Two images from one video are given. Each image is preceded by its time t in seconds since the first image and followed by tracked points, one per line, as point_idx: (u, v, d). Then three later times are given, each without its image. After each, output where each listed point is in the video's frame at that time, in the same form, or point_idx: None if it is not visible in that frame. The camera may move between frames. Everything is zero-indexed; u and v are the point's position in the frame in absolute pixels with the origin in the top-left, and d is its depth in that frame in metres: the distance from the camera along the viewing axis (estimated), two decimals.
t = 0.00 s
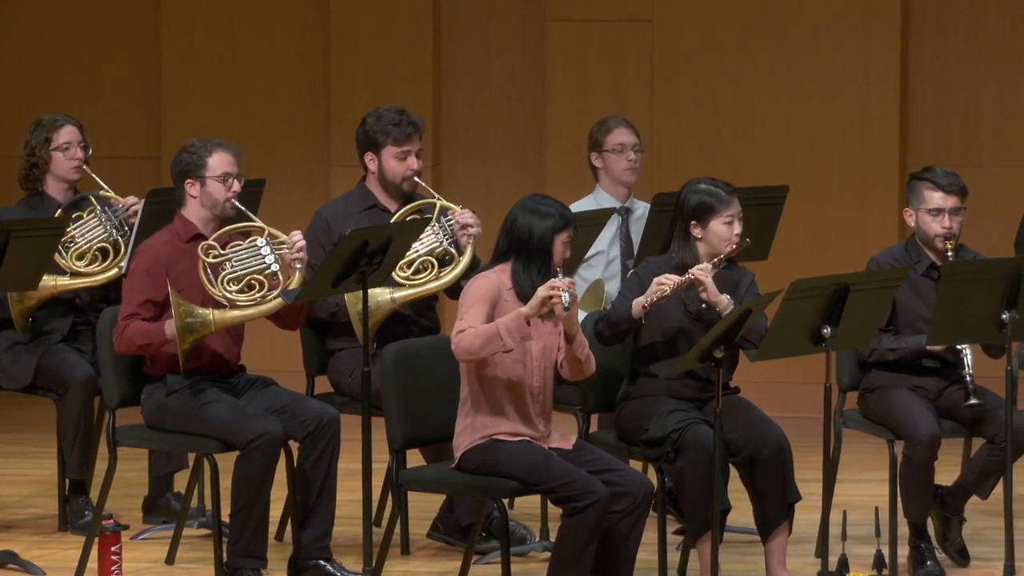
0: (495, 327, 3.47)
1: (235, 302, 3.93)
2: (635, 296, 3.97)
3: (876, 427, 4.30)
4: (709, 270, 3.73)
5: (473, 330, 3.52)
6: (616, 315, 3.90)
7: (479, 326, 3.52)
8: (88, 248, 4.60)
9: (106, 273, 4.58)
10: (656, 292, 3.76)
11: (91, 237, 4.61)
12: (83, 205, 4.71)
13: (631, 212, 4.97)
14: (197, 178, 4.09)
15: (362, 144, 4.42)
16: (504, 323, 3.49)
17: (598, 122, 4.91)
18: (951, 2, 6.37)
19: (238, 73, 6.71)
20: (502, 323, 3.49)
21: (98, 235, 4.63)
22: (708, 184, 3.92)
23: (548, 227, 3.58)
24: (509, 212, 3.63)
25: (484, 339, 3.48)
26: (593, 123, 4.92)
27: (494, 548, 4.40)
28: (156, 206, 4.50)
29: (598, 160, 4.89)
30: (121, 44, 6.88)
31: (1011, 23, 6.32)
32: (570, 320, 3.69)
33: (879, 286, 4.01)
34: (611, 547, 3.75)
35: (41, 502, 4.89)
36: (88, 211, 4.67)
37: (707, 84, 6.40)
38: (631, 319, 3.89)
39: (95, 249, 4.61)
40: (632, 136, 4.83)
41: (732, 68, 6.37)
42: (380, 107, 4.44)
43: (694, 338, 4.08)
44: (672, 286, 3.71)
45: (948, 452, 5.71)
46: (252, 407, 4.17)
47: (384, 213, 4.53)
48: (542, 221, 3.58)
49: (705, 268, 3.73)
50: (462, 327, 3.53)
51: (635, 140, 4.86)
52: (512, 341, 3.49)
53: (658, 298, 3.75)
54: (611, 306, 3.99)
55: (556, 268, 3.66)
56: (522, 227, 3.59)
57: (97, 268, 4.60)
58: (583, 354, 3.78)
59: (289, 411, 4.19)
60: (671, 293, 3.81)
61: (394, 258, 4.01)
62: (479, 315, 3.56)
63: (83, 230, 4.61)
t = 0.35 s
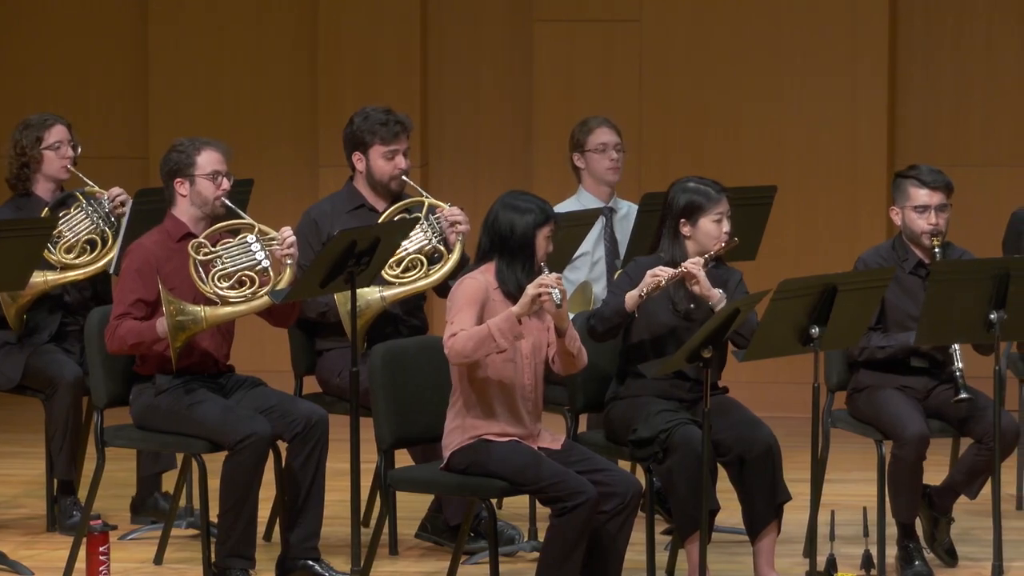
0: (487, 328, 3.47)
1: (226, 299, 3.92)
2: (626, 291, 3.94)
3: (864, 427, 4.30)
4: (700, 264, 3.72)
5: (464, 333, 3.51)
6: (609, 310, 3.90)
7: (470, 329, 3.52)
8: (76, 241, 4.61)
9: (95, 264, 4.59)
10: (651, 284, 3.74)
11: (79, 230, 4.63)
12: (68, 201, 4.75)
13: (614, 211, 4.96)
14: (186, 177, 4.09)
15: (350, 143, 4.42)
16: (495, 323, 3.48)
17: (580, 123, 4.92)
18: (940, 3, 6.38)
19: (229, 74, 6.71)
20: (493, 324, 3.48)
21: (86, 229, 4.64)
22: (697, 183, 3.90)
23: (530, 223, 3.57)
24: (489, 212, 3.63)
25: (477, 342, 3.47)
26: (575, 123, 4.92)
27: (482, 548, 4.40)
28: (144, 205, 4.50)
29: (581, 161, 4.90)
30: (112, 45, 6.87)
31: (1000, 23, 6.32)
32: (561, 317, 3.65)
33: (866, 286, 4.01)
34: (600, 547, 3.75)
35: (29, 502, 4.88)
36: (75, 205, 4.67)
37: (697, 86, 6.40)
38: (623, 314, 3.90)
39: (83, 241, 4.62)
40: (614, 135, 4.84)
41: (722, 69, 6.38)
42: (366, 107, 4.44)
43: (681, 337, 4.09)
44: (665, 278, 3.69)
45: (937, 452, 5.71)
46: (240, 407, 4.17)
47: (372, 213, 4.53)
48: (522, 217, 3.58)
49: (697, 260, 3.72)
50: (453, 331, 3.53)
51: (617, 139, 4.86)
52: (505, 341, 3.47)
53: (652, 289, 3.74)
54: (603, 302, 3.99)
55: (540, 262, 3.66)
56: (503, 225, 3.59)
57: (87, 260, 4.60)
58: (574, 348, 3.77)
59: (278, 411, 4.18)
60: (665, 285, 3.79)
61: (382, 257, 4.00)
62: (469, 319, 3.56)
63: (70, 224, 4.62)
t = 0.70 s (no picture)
0: (470, 333, 3.47)
1: (217, 301, 3.89)
2: (614, 287, 3.95)
3: (852, 427, 4.30)
4: (688, 254, 3.72)
5: (448, 337, 3.53)
6: (598, 304, 3.90)
7: (454, 334, 3.53)
8: (69, 232, 4.59)
9: (91, 252, 4.57)
10: (638, 273, 3.73)
11: (71, 222, 4.61)
12: (58, 197, 4.72)
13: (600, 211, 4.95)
14: (178, 177, 4.07)
15: (336, 144, 4.43)
16: (479, 328, 3.49)
17: (563, 125, 4.95)
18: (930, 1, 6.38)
19: (221, 73, 6.70)
20: (477, 328, 3.48)
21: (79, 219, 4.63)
22: (679, 180, 3.91)
23: (513, 222, 3.59)
24: (472, 211, 3.64)
25: (461, 346, 3.47)
26: (558, 125, 4.95)
27: (471, 548, 4.39)
28: (132, 206, 4.49)
29: (564, 161, 4.91)
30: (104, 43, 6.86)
31: (990, 22, 6.32)
32: (544, 318, 3.66)
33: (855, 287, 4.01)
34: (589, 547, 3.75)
35: (18, 502, 4.89)
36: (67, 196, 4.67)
37: (688, 85, 6.40)
38: (612, 307, 3.89)
39: (76, 231, 4.61)
40: (598, 136, 4.87)
41: (713, 67, 6.37)
42: (352, 107, 4.45)
43: (667, 333, 4.05)
44: (654, 266, 3.69)
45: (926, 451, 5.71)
46: (230, 407, 4.16)
47: (361, 213, 4.54)
48: (505, 216, 3.59)
49: (685, 250, 3.72)
50: (438, 336, 3.53)
51: (601, 140, 4.89)
52: (489, 345, 3.48)
53: (641, 278, 3.71)
54: (591, 300, 3.99)
55: (523, 263, 3.67)
56: (486, 224, 3.60)
57: (81, 249, 4.59)
58: (557, 348, 3.78)
59: (267, 411, 4.18)
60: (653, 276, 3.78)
61: (370, 257, 4.01)
62: (453, 323, 3.57)
63: (61, 216, 4.61)
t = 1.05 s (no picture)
0: (445, 335, 3.52)
1: (202, 308, 3.89)
2: (595, 287, 4.02)
3: (840, 427, 4.30)
4: (669, 254, 3.76)
5: (425, 338, 3.56)
6: (580, 305, 3.97)
7: (431, 334, 3.57)
8: (59, 233, 4.59)
9: (82, 252, 4.57)
10: (618, 273, 3.78)
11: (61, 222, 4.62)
12: (47, 198, 4.71)
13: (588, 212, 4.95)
14: (170, 179, 4.06)
15: (325, 144, 4.43)
16: (455, 330, 3.53)
17: (551, 125, 4.95)
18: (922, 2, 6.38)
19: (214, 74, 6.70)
20: (453, 330, 3.53)
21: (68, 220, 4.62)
22: (658, 180, 3.97)
23: (497, 223, 3.61)
24: (459, 210, 3.66)
25: (436, 348, 3.52)
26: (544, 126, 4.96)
27: (460, 549, 4.39)
28: (120, 206, 4.49)
29: (552, 162, 4.91)
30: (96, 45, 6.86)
31: (982, 22, 6.32)
32: (527, 322, 3.69)
33: (844, 286, 4.01)
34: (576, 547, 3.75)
35: (6, 503, 4.88)
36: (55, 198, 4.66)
37: (680, 86, 6.40)
38: (594, 309, 3.96)
39: (66, 232, 4.60)
40: (584, 137, 4.87)
41: (706, 68, 6.37)
42: (341, 107, 4.45)
43: (650, 331, 4.11)
44: (634, 267, 3.75)
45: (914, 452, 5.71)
46: (218, 408, 4.16)
47: (349, 213, 4.54)
48: (490, 217, 3.61)
49: (665, 250, 3.76)
50: (415, 336, 3.58)
51: (587, 141, 4.90)
52: (463, 348, 3.53)
53: (619, 278, 3.77)
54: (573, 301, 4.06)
55: (507, 265, 3.69)
56: (472, 224, 3.63)
57: (72, 249, 4.58)
58: (539, 352, 3.78)
59: (255, 411, 4.18)
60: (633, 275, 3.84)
61: (358, 258, 4.01)
62: (432, 323, 3.61)
63: (51, 217, 4.61)
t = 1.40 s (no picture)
0: (422, 334, 3.54)
1: (188, 313, 3.90)
2: (578, 290, 4.07)
3: (829, 427, 4.30)
4: (649, 260, 3.81)
5: (404, 337, 3.58)
6: (560, 311, 4.01)
7: (412, 333, 3.59)
8: (47, 243, 4.58)
9: (68, 264, 4.56)
10: (597, 280, 3.83)
11: (50, 232, 4.61)
12: (37, 204, 4.72)
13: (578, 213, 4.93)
14: (160, 181, 4.05)
15: (314, 144, 4.43)
16: (432, 328, 3.55)
17: (543, 125, 4.94)
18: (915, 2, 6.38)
19: (207, 74, 6.69)
20: (430, 329, 3.55)
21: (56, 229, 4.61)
22: (642, 181, 4.01)
23: (483, 222, 3.61)
24: (446, 210, 3.67)
25: (414, 347, 3.54)
26: (536, 126, 4.95)
27: (449, 548, 4.40)
28: (108, 206, 4.49)
29: (543, 162, 4.91)
30: (88, 45, 6.84)
31: (974, 23, 6.31)
32: (511, 321, 3.70)
33: (834, 286, 4.01)
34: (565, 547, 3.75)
35: None
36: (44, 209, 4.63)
37: (673, 86, 6.40)
38: (573, 314, 4.00)
39: (54, 243, 4.59)
40: (576, 138, 4.87)
41: (698, 68, 6.37)
42: (330, 108, 4.46)
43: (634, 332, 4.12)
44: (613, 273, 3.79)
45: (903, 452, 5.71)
46: (206, 407, 4.15)
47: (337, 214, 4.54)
48: (476, 216, 3.61)
49: (646, 255, 3.82)
50: (396, 335, 3.60)
51: (579, 142, 4.89)
52: (441, 346, 3.54)
53: (598, 284, 3.83)
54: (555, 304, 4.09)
55: (495, 265, 3.69)
56: (457, 223, 3.63)
57: (59, 261, 4.57)
58: (524, 352, 3.79)
59: (243, 412, 4.17)
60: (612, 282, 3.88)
61: (347, 257, 4.02)
62: (415, 322, 3.63)
63: (40, 225, 4.59)
